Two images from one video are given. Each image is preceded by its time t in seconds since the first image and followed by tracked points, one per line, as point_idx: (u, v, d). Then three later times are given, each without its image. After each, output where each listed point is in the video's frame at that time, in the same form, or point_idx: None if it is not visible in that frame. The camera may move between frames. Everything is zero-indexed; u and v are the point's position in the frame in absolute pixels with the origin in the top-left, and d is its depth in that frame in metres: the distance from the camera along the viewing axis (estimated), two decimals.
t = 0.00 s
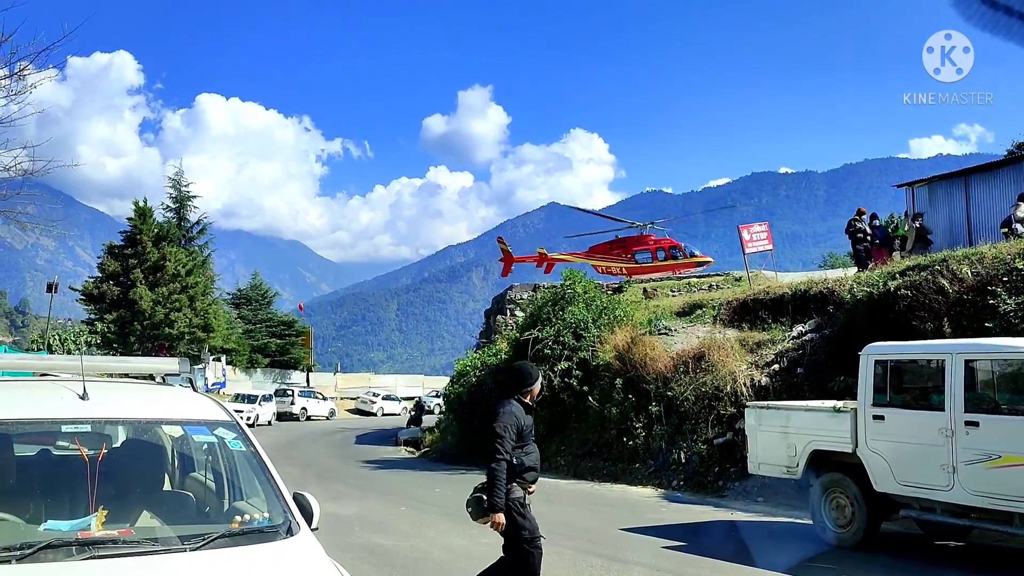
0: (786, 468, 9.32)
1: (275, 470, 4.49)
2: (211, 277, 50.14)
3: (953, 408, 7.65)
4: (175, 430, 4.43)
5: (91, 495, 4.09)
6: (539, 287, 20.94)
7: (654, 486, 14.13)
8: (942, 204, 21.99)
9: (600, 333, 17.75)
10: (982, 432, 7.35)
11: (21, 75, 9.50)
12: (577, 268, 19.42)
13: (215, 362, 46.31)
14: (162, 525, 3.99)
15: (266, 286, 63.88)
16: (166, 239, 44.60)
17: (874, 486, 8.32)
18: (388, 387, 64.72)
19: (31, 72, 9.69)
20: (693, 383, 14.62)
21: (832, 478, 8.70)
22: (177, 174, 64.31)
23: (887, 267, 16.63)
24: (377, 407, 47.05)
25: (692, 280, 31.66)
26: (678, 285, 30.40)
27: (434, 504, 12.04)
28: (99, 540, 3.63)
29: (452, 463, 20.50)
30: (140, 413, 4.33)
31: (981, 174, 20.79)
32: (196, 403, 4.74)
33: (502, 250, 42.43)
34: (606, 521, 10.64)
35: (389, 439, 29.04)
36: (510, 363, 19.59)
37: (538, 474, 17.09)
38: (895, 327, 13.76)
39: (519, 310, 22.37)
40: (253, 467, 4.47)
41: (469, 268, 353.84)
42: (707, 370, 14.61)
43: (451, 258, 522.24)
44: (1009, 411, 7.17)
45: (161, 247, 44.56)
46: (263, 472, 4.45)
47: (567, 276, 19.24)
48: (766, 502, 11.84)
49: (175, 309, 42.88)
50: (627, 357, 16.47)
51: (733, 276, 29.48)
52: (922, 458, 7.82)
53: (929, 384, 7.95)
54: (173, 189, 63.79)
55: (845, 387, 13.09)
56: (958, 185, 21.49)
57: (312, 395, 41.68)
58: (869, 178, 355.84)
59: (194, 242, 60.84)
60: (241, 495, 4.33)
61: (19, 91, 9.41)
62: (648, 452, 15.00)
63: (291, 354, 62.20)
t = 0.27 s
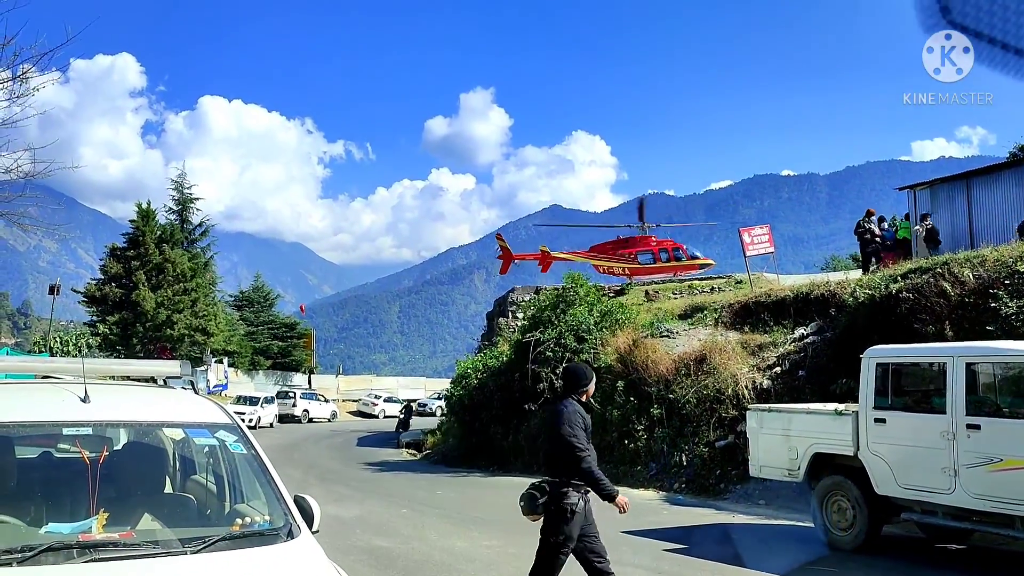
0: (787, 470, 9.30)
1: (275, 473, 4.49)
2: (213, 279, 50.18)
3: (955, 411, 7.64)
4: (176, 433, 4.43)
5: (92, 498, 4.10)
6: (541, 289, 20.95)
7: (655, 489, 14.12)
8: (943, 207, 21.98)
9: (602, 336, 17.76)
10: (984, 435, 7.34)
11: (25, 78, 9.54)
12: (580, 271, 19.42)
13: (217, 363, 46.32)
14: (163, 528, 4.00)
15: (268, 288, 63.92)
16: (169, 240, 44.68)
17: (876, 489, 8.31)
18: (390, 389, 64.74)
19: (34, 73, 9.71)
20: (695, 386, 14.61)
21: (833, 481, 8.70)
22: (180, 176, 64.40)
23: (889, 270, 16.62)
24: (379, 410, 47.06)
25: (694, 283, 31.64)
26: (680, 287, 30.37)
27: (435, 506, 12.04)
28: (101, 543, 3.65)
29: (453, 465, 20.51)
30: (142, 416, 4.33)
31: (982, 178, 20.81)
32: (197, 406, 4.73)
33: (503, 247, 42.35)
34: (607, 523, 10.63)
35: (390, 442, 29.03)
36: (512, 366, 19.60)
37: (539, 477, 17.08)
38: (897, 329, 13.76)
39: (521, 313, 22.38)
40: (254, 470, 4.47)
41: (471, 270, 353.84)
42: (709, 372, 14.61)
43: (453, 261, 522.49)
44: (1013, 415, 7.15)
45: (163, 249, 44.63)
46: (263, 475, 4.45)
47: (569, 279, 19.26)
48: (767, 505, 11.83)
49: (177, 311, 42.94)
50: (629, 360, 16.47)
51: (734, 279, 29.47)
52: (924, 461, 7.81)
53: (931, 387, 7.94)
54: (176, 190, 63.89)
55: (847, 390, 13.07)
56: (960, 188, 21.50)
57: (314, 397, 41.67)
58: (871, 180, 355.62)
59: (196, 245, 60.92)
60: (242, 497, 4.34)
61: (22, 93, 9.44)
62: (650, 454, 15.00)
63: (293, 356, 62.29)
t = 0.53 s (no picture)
0: (788, 472, 9.29)
1: (277, 473, 4.49)
2: (214, 280, 50.19)
3: (957, 413, 7.62)
4: (177, 433, 4.43)
5: (93, 498, 4.11)
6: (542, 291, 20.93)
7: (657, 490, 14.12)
8: (944, 209, 21.97)
9: (603, 337, 17.75)
10: (986, 437, 7.33)
11: (26, 79, 9.54)
12: (581, 272, 19.38)
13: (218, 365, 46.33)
14: (165, 529, 4.00)
15: (269, 289, 63.92)
16: (171, 242, 44.71)
17: (877, 491, 8.31)
18: (392, 390, 64.75)
19: (36, 75, 9.72)
20: (697, 388, 14.60)
21: (834, 483, 8.69)
22: (181, 178, 64.45)
23: (890, 271, 16.58)
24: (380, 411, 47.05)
25: (696, 285, 31.62)
26: (682, 289, 30.33)
27: (436, 508, 12.03)
28: (102, 543, 3.65)
29: (454, 466, 20.52)
30: (144, 417, 4.34)
31: (984, 180, 20.79)
32: (198, 406, 4.73)
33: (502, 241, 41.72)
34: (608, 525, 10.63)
35: (391, 443, 29.01)
36: (513, 367, 19.60)
37: (541, 478, 17.08)
38: (899, 331, 13.74)
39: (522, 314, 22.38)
40: (256, 471, 4.47)
41: (472, 272, 353.81)
42: (710, 374, 14.60)
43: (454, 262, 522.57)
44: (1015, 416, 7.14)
45: (165, 250, 44.66)
46: (265, 475, 4.45)
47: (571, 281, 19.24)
48: (769, 506, 11.82)
49: (178, 313, 42.94)
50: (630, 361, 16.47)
51: (736, 280, 29.43)
52: (926, 462, 7.80)
53: (933, 388, 7.93)
54: (178, 192, 63.94)
55: (849, 392, 13.06)
56: (961, 190, 21.48)
57: (315, 399, 41.67)
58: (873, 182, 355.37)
59: (198, 246, 60.97)
60: (243, 499, 4.34)
61: (24, 94, 9.45)
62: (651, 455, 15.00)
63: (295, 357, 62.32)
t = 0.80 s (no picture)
0: (790, 473, 9.29)
1: (278, 474, 4.49)
2: (216, 281, 50.23)
3: (958, 414, 7.62)
4: (179, 434, 4.43)
5: (94, 499, 4.10)
6: (543, 292, 20.92)
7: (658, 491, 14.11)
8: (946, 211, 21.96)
9: (605, 338, 17.75)
10: (988, 438, 7.32)
11: (29, 80, 9.56)
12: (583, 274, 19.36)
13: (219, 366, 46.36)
14: (166, 530, 4.00)
15: (270, 290, 63.94)
16: (173, 243, 44.72)
17: (879, 492, 8.29)
18: (393, 391, 64.74)
19: (38, 76, 9.73)
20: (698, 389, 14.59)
21: (835, 484, 8.68)
22: (183, 179, 64.50)
23: (892, 272, 16.56)
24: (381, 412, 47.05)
25: (697, 286, 31.61)
26: (683, 290, 30.32)
27: (438, 509, 12.04)
28: (103, 543, 3.66)
29: (455, 467, 20.52)
30: (145, 417, 4.34)
31: (987, 181, 20.77)
32: (199, 407, 4.73)
33: (508, 236, 41.48)
34: (609, 526, 10.62)
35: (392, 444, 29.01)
36: (514, 368, 19.60)
37: (542, 479, 17.07)
38: (900, 332, 13.73)
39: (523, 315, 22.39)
40: (257, 471, 4.47)
41: (474, 273, 353.74)
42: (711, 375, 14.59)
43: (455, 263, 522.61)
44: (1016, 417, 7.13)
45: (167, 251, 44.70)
46: (266, 476, 4.44)
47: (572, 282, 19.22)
48: (770, 508, 11.80)
49: (180, 314, 42.96)
50: (631, 362, 16.46)
51: (738, 281, 29.42)
52: (927, 463, 7.79)
53: (934, 390, 7.92)
54: (179, 193, 63.99)
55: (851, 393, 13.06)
56: (963, 192, 21.48)
57: (316, 399, 41.66)
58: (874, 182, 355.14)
59: (199, 246, 61.02)
60: (244, 500, 4.34)
61: (26, 96, 9.46)
62: (653, 456, 14.99)
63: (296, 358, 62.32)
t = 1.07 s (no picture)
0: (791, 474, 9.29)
1: (278, 474, 4.49)
2: (216, 281, 50.24)
3: (959, 416, 7.62)
4: (179, 434, 4.44)
5: (96, 499, 4.11)
6: (544, 293, 20.91)
7: (659, 492, 14.11)
8: (947, 211, 21.94)
9: (605, 339, 17.74)
10: (988, 439, 7.32)
11: (30, 79, 9.56)
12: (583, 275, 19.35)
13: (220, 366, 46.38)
14: (168, 530, 4.01)
15: (271, 290, 63.94)
16: (173, 244, 44.75)
17: (880, 494, 8.29)
18: (393, 391, 64.72)
19: (38, 76, 9.72)
20: (699, 390, 14.58)
21: (836, 485, 8.68)
22: (184, 179, 64.51)
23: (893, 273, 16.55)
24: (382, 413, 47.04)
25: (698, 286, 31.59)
26: (684, 290, 30.32)
27: (438, 509, 12.05)
28: (104, 543, 3.66)
29: (456, 468, 20.52)
30: (146, 417, 4.35)
31: (988, 182, 20.75)
32: (200, 407, 4.73)
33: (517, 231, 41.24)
34: (609, 527, 10.63)
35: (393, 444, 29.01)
36: (515, 369, 19.59)
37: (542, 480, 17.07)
38: (901, 333, 13.73)
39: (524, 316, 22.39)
40: (257, 471, 4.47)
41: (474, 273, 353.67)
42: (711, 376, 14.58)
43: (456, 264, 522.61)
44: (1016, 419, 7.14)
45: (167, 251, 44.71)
46: (267, 477, 4.45)
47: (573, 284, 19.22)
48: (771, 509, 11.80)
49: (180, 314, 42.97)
50: (632, 363, 16.46)
51: (738, 282, 29.43)
52: (928, 464, 7.79)
53: (934, 391, 7.93)
54: (180, 193, 64.01)
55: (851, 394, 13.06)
56: (964, 192, 21.46)
57: (316, 400, 41.68)
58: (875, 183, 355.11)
59: (200, 247, 61.02)
60: (245, 500, 4.34)
61: (26, 95, 9.46)
62: (653, 457, 15.00)
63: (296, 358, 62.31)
